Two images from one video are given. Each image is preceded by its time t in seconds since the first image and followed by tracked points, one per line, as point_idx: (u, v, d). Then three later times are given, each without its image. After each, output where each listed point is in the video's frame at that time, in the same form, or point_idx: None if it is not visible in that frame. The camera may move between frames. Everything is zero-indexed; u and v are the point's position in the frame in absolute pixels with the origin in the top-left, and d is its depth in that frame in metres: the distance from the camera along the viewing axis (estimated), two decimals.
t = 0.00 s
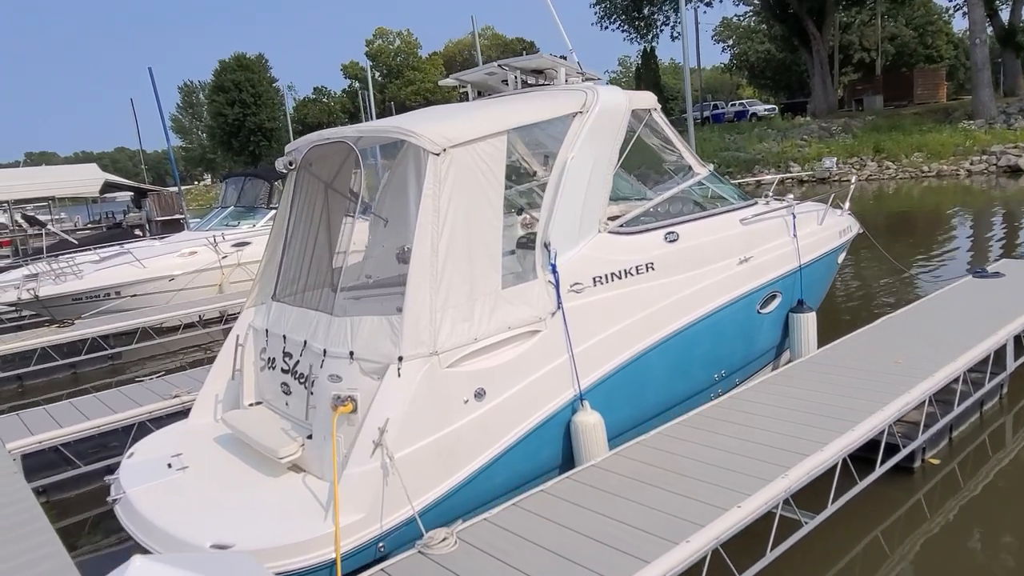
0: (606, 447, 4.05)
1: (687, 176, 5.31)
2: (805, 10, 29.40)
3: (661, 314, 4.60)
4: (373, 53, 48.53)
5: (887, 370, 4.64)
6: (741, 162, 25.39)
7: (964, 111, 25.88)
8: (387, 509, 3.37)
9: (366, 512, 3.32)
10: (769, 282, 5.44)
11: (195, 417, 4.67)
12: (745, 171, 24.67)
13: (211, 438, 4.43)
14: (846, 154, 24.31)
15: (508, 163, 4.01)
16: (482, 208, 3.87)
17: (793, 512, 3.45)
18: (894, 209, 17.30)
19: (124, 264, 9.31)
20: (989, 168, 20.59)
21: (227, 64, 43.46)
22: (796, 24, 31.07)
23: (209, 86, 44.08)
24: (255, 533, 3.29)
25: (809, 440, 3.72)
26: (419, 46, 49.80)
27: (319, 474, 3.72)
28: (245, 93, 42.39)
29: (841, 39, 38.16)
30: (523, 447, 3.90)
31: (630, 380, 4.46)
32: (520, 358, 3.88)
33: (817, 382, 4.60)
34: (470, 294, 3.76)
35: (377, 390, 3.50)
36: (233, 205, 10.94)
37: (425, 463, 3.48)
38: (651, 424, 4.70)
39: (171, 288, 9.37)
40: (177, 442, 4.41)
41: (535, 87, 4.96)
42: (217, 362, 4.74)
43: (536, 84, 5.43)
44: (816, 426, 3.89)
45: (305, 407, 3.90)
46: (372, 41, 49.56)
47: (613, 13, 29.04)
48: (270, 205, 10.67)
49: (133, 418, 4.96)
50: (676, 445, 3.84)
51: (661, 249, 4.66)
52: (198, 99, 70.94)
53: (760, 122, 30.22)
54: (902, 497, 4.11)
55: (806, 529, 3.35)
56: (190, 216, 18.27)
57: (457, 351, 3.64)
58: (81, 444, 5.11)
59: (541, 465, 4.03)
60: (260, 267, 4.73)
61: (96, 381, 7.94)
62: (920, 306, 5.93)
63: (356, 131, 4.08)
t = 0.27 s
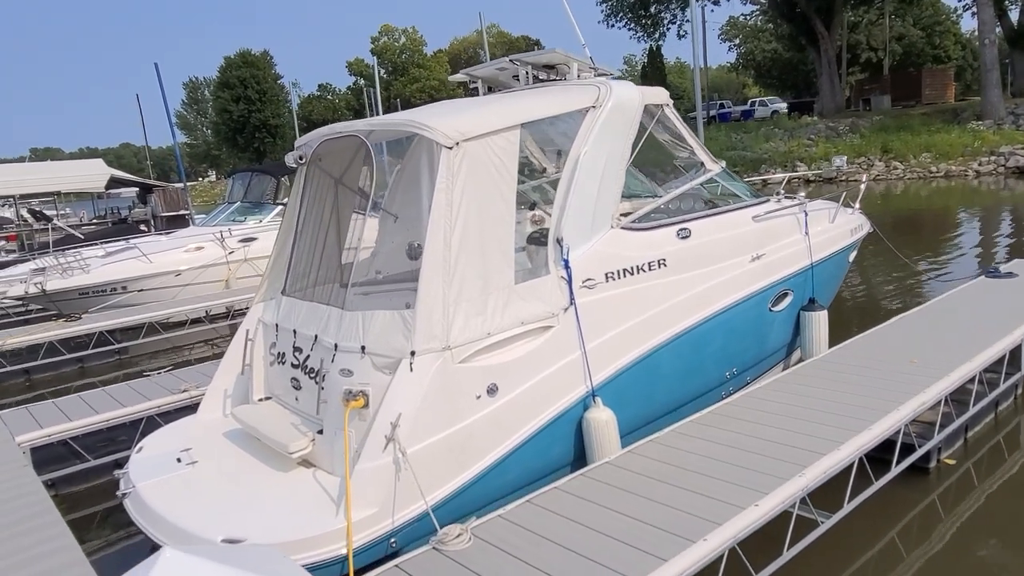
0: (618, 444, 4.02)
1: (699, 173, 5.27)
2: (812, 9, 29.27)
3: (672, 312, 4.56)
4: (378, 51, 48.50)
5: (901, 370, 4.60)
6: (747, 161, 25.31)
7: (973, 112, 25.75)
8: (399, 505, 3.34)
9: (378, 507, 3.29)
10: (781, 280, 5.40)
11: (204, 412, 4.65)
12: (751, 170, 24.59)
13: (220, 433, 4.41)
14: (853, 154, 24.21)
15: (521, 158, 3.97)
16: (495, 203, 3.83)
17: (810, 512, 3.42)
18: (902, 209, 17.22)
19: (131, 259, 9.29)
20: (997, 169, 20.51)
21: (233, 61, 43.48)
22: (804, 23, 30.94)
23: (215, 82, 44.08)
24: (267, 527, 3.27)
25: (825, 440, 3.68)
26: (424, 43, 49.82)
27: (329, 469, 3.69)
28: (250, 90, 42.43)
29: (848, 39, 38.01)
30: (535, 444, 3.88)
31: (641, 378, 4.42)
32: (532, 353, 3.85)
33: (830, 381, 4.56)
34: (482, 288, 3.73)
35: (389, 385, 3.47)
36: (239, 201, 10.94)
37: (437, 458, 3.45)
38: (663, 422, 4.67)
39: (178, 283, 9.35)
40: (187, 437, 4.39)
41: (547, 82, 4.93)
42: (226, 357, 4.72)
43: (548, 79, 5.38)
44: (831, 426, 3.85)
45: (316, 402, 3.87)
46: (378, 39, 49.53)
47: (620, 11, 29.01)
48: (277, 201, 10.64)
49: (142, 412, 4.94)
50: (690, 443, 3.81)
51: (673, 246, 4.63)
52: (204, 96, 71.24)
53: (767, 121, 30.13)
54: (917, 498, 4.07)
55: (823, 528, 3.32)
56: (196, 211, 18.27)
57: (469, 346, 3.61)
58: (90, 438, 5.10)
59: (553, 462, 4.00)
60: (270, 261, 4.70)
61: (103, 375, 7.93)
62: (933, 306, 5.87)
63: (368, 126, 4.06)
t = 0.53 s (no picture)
0: (633, 442, 4.00)
1: (713, 170, 5.24)
2: (816, 8, 29.20)
3: (686, 310, 4.54)
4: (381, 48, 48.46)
5: (917, 369, 4.58)
6: (750, 159, 25.26)
7: (977, 111, 25.70)
8: (416, 502, 3.32)
9: (395, 504, 3.27)
10: (794, 278, 5.38)
11: (215, 409, 4.63)
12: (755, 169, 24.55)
13: (231, 430, 4.39)
14: (857, 153, 24.14)
15: (536, 154, 3.94)
16: (511, 198, 3.80)
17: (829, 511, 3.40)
18: (906, 209, 17.17)
19: (137, 255, 9.27)
20: (1002, 169, 20.46)
21: (235, 58, 43.44)
22: (808, 22, 30.86)
23: (217, 79, 44.04)
24: (283, 524, 3.25)
25: (844, 439, 3.66)
26: (426, 41, 49.73)
27: (343, 466, 3.67)
28: (252, 87, 42.40)
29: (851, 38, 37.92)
30: (549, 442, 3.86)
31: (655, 375, 4.40)
32: (547, 350, 3.82)
33: (845, 380, 4.54)
34: (498, 285, 3.71)
35: (405, 381, 3.45)
36: (245, 198, 10.92)
37: (453, 455, 3.43)
38: (676, 420, 4.65)
39: (183, 279, 9.33)
40: (198, 434, 4.37)
41: (559, 78, 4.90)
42: (237, 353, 4.69)
43: (560, 75, 5.35)
44: (849, 425, 3.83)
45: (330, 399, 3.85)
46: (380, 36, 49.48)
47: (624, 9, 28.95)
48: (282, 198, 10.62)
49: (153, 408, 4.94)
50: (706, 442, 3.79)
51: (687, 243, 4.61)
52: (205, 93, 71.20)
53: (770, 120, 30.07)
54: (934, 498, 4.05)
55: (842, 528, 3.30)
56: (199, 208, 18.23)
57: (485, 343, 3.59)
58: (100, 434, 5.10)
59: (567, 460, 3.98)
60: (281, 257, 4.68)
61: (109, 372, 7.92)
62: (946, 304, 5.84)
63: (382, 122, 4.01)
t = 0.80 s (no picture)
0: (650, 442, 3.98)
1: (728, 168, 5.21)
2: (820, 6, 29.13)
3: (702, 309, 4.52)
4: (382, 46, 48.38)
5: (934, 368, 4.56)
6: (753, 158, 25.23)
7: (980, 110, 25.67)
8: (436, 501, 3.31)
9: (415, 504, 3.25)
10: (808, 277, 5.36)
11: (227, 407, 4.61)
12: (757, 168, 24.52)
13: (245, 428, 4.37)
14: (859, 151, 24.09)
15: (554, 151, 3.92)
16: (529, 196, 3.77)
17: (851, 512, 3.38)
18: (910, 207, 17.14)
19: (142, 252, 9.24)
20: (1005, 168, 20.42)
21: (236, 55, 43.34)
22: (811, 20, 30.79)
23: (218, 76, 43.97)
24: (302, 524, 3.23)
25: (865, 439, 3.65)
26: (426, 38, 49.65)
27: (360, 465, 3.65)
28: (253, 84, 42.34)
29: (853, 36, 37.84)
30: (567, 441, 3.83)
31: (671, 374, 4.38)
32: (565, 349, 3.80)
33: (862, 379, 4.52)
34: (517, 283, 3.68)
35: (424, 380, 3.42)
36: (250, 195, 10.91)
37: (472, 454, 3.41)
38: (691, 419, 4.63)
39: (189, 276, 9.31)
40: (211, 432, 4.34)
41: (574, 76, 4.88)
42: (251, 350, 4.67)
43: (574, 72, 5.32)
44: (869, 424, 3.81)
45: (346, 398, 3.82)
46: (381, 34, 49.38)
47: (626, 7, 28.91)
48: (288, 195, 10.58)
49: (164, 406, 4.94)
50: (726, 442, 3.77)
51: (703, 242, 4.58)
52: (205, 90, 71.07)
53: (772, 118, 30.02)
54: (953, 498, 4.03)
55: (865, 529, 3.29)
56: (201, 205, 18.17)
57: (504, 342, 3.56)
58: (111, 432, 5.09)
59: (584, 460, 3.96)
60: (294, 254, 4.65)
61: (116, 369, 7.90)
62: (960, 303, 5.82)
63: (398, 118, 3.99)
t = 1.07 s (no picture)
0: (667, 444, 3.96)
1: (743, 168, 5.19)
2: (823, 6, 29.09)
3: (718, 309, 4.50)
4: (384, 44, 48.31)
5: (950, 369, 4.54)
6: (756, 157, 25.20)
7: (984, 110, 25.63)
8: (455, 503, 3.29)
9: (434, 505, 3.23)
10: (822, 278, 5.34)
11: (240, 406, 4.59)
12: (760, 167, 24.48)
13: (259, 428, 4.35)
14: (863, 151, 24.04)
15: (571, 151, 3.90)
16: (548, 196, 3.75)
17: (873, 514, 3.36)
18: (914, 207, 17.11)
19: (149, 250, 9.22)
20: (1009, 168, 20.36)
21: (238, 53, 43.29)
22: (814, 20, 30.74)
23: (220, 74, 43.92)
24: (321, 525, 3.21)
25: (886, 440, 3.63)
26: (428, 37, 49.61)
27: (377, 466, 3.63)
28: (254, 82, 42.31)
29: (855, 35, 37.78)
30: (584, 443, 3.81)
31: (687, 376, 4.36)
32: (583, 350, 3.78)
33: (878, 379, 4.50)
34: (535, 283, 3.66)
35: (443, 381, 3.41)
36: (256, 193, 10.90)
37: (491, 456, 3.39)
38: (705, 421, 4.61)
39: (196, 275, 9.29)
40: (225, 432, 4.32)
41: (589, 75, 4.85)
42: (264, 349, 4.65)
43: (588, 71, 5.30)
44: (888, 425, 3.78)
45: (363, 398, 3.81)
46: (383, 32, 49.34)
47: (629, 6, 28.90)
48: (294, 193, 10.56)
49: (177, 405, 4.94)
50: (744, 442, 3.74)
51: (719, 242, 4.57)
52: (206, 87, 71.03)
53: (775, 118, 29.99)
54: (972, 500, 4.01)
55: (887, 532, 3.27)
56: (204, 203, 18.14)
57: (523, 343, 3.54)
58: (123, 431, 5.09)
59: (600, 462, 3.93)
60: (308, 252, 4.63)
61: (124, 368, 7.88)
62: (974, 304, 5.80)
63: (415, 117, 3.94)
